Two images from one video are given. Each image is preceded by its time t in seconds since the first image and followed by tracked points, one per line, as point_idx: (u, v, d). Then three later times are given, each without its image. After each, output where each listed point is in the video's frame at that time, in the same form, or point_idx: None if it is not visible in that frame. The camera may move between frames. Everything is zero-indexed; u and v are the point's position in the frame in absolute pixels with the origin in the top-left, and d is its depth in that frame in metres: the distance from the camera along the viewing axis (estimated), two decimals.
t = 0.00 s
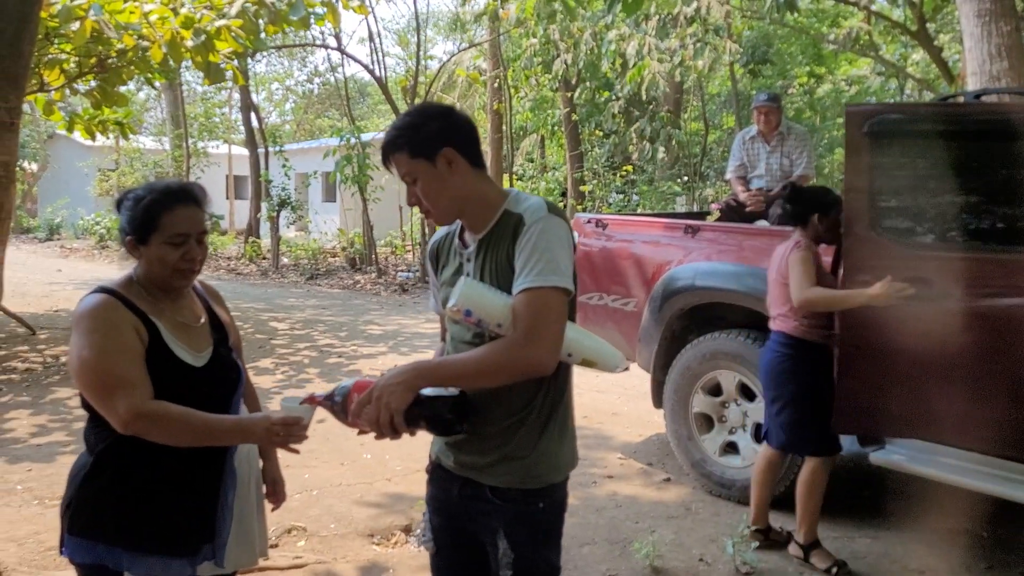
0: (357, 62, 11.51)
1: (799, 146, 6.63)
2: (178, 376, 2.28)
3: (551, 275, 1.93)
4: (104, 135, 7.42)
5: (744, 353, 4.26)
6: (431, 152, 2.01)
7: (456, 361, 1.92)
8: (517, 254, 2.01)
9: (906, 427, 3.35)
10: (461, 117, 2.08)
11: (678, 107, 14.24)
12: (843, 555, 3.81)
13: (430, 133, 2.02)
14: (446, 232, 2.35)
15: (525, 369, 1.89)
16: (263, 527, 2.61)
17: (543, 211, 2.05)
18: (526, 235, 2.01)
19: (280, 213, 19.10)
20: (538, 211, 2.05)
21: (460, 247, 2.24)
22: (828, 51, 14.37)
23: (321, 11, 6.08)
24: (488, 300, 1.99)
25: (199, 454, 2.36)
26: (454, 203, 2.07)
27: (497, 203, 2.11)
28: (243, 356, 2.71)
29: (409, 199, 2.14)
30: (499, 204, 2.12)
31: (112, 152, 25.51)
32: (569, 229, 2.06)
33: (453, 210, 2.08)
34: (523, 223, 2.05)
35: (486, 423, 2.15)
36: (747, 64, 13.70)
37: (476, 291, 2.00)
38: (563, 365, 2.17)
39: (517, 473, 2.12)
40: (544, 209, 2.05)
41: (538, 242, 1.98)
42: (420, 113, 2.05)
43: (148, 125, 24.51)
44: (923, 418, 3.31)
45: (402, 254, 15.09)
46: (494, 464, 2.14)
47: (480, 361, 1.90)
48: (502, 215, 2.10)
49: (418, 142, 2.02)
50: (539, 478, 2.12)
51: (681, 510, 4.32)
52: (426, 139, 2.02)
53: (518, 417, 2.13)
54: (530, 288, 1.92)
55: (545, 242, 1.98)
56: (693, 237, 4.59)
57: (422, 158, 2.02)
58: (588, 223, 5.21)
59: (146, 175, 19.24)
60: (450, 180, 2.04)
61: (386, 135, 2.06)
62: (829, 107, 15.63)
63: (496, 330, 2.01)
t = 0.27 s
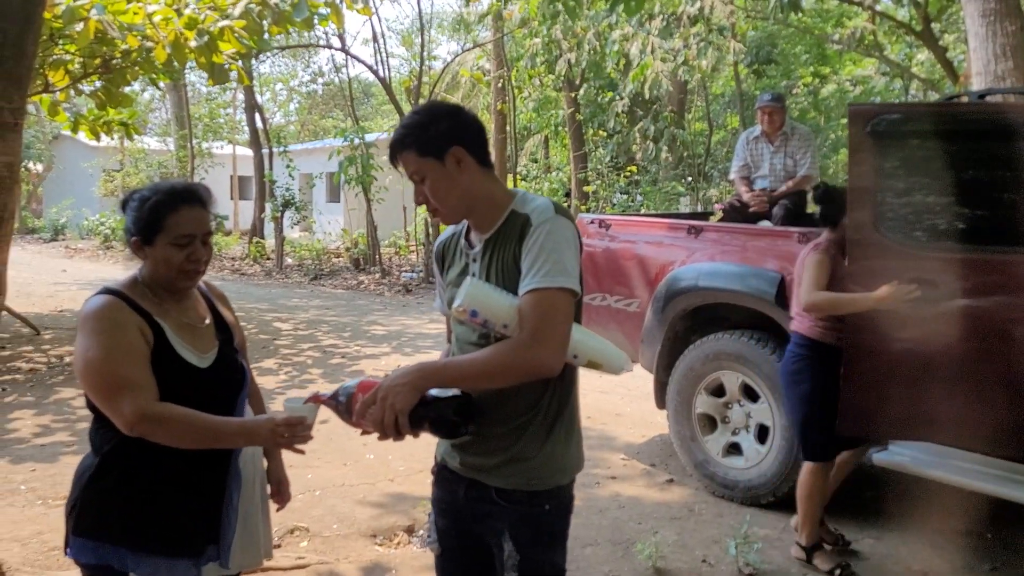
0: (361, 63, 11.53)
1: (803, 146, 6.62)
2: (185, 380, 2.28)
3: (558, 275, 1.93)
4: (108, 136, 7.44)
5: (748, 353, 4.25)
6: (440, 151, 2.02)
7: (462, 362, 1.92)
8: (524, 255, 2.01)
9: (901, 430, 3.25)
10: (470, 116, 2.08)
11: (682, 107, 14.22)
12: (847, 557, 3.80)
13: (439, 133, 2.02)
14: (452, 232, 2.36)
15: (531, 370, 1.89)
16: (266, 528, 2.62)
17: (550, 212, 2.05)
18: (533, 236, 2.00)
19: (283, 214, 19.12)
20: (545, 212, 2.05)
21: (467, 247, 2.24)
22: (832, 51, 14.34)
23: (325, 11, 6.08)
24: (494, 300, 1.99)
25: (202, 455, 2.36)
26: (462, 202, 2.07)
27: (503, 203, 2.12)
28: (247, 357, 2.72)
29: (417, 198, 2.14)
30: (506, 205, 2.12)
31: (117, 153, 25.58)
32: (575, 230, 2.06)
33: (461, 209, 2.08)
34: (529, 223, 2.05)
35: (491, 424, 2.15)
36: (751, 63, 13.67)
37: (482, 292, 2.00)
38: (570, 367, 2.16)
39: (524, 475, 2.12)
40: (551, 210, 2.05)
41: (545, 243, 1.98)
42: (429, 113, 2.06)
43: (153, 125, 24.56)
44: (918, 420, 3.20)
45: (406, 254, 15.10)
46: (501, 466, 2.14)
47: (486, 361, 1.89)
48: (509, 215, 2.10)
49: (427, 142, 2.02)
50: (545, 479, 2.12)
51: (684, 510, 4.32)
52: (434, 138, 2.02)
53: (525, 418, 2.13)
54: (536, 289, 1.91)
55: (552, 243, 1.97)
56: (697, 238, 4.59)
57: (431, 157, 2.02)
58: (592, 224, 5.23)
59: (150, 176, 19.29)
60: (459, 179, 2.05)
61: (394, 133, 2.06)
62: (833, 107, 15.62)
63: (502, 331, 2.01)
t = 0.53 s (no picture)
0: (365, 64, 11.54)
1: (807, 146, 6.60)
2: (189, 380, 2.29)
3: (562, 277, 1.92)
4: (112, 137, 7.46)
5: (752, 355, 4.24)
6: (448, 151, 2.02)
7: (467, 364, 1.91)
8: (529, 257, 2.01)
9: (899, 431, 3.22)
10: (479, 116, 2.08)
11: (686, 107, 14.20)
12: (850, 559, 3.78)
13: (447, 132, 2.02)
14: (458, 232, 2.35)
15: (535, 373, 1.89)
16: (270, 528, 2.62)
17: (557, 214, 2.05)
18: (539, 237, 2.00)
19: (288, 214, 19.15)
20: (551, 214, 2.05)
21: (472, 247, 2.24)
22: (837, 51, 14.32)
23: (328, 12, 6.08)
24: (499, 301, 1.98)
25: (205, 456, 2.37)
26: (468, 203, 2.07)
27: (510, 204, 2.12)
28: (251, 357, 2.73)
29: (423, 197, 2.14)
30: (513, 205, 2.12)
31: (122, 154, 25.66)
32: (582, 232, 2.06)
33: (468, 209, 2.08)
34: (535, 224, 2.04)
35: (493, 427, 2.15)
36: (756, 63, 13.65)
37: (487, 292, 2.00)
38: (573, 369, 2.16)
39: (525, 478, 2.12)
40: (558, 212, 2.05)
41: (551, 245, 1.97)
42: (437, 112, 2.06)
43: (158, 126, 24.62)
44: (916, 421, 3.17)
45: (410, 254, 15.11)
46: (503, 468, 2.14)
47: (490, 364, 1.89)
48: (515, 216, 2.10)
49: (434, 141, 2.02)
50: (547, 482, 2.12)
51: (687, 512, 4.31)
52: (442, 137, 2.02)
53: (527, 420, 2.13)
54: (541, 291, 1.91)
55: (559, 245, 1.97)
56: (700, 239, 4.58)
57: (439, 156, 2.02)
58: (594, 224, 5.22)
59: (155, 176, 19.34)
60: (466, 178, 2.04)
61: (402, 131, 2.06)
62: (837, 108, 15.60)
63: (506, 333, 2.01)
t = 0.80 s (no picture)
0: (367, 64, 11.55)
1: (810, 146, 6.60)
2: (192, 379, 2.29)
3: (566, 275, 1.93)
4: (116, 137, 7.48)
5: (754, 354, 4.24)
6: (455, 147, 2.02)
7: (469, 359, 1.91)
8: (534, 255, 2.01)
9: (901, 430, 3.22)
10: (487, 113, 2.08)
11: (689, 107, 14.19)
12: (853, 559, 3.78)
13: (457, 127, 2.03)
14: (462, 230, 2.36)
15: (537, 370, 1.89)
16: (273, 527, 2.62)
17: (563, 212, 2.05)
18: (544, 235, 2.00)
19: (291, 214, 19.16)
20: (558, 211, 2.05)
21: (477, 245, 2.24)
22: (840, 50, 14.31)
23: (331, 12, 6.08)
24: (503, 298, 1.98)
25: (208, 455, 2.37)
26: (474, 199, 2.07)
27: (516, 202, 2.12)
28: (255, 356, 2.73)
29: (429, 192, 2.14)
30: (518, 203, 2.12)
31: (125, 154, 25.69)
32: (587, 231, 2.06)
33: (473, 206, 2.08)
34: (541, 223, 2.05)
35: (495, 426, 2.15)
36: (759, 63, 13.63)
37: (491, 288, 1.99)
38: (574, 370, 2.16)
39: (527, 478, 2.12)
40: (564, 210, 2.05)
41: (556, 242, 1.97)
42: (445, 107, 2.06)
43: (162, 126, 24.66)
44: (919, 421, 3.17)
45: (413, 254, 15.11)
46: (504, 467, 2.14)
47: (493, 359, 1.89)
48: (520, 214, 2.10)
49: (442, 137, 2.02)
50: (548, 483, 2.12)
51: (689, 511, 4.31)
52: (450, 134, 2.02)
53: (529, 420, 2.13)
54: (545, 288, 1.91)
55: (563, 243, 1.97)
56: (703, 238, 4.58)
57: (446, 152, 2.02)
58: (597, 223, 5.22)
59: (158, 176, 19.37)
60: (472, 175, 2.05)
61: (410, 127, 2.07)
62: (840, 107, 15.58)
63: (510, 329, 2.01)
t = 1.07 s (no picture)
0: (370, 64, 11.56)
1: (813, 147, 6.59)
2: (195, 379, 2.29)
3: (572, 276, 1.93)
4: (119, 138, 7.49)
5: (757, 355, 4.24)
6: (464, 146, 2.03)
7: (474, 358, 1.91)
8: (540, 255, 2.01)
9: (900, 430, 3.21)
10: (495, 112, 2.09)
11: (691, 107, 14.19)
12: (858, 560, 3.77)
13: (465, 125, 2.03)
14: (468, 230, 2.36)
15: (542, 369, 1.89)
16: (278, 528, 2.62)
17: (570, 213, 2.05)
18: (551, 235, 2.01)
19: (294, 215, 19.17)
20: (564, 212, 2.05)
21: (482, 245, 2.24)
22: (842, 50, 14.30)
23: (334, 13, 6.08)
24: (509, 297, 1.98)
25: (211, 456, 2.37)
26: (482, 199, 2.08)
27: (523, 202, 2.12)
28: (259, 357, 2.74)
29: (436, 191, 2.14)
30: (525, 204, 2.13)
31: (128, 155, 25.73)
32: (594, 231, 2.06)
33: (480, 206, 2.09)
34: (548, 223, 2.05)
35: (499, 426, 2.15)
36: (762, 63, 13.63)
37: (497, 287, 1.99)
38: (579, 372, 2.16)
39: (530, 479, 2.12)
40: (571, 211, 2.05)
41: (562, 243, 1.98)
42: (455, 106, 2.06)
43: (165, 127, 24.69)
44: (919, 421, 3.17)
45: (416, 255, 15.11)
46: (508, 468, 2.14)
47: (497, 359, 1.89)
48: (527, 215, 2.10)
49: (450, 135, 2.02)
50: (552, 484, 2.12)
51: (693, 512, 4.30)
52: (458, 132, 2.03)
53: (532, 420, 2.13)
54: (551, 288, 1.91)
55: (570, 243, 1.97)
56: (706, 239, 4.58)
57: (455, 150, 2.03)
58: (600, 224, 5.23)
59: (161, 177, 19.39)
60: (481, 174, 2.05)
61: (420, 124, 2.07)
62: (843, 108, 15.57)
63: (514, 329, 2.01)
